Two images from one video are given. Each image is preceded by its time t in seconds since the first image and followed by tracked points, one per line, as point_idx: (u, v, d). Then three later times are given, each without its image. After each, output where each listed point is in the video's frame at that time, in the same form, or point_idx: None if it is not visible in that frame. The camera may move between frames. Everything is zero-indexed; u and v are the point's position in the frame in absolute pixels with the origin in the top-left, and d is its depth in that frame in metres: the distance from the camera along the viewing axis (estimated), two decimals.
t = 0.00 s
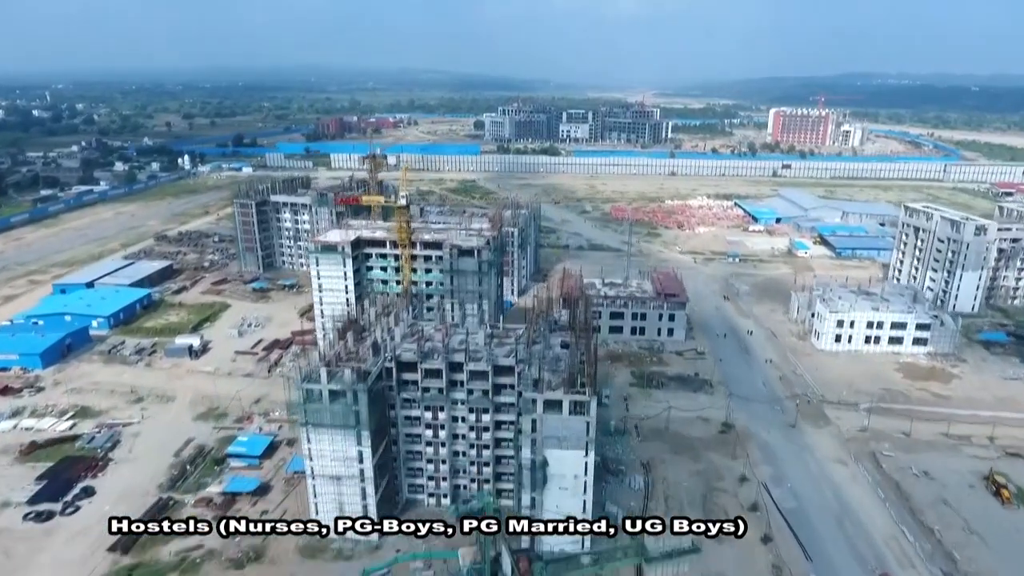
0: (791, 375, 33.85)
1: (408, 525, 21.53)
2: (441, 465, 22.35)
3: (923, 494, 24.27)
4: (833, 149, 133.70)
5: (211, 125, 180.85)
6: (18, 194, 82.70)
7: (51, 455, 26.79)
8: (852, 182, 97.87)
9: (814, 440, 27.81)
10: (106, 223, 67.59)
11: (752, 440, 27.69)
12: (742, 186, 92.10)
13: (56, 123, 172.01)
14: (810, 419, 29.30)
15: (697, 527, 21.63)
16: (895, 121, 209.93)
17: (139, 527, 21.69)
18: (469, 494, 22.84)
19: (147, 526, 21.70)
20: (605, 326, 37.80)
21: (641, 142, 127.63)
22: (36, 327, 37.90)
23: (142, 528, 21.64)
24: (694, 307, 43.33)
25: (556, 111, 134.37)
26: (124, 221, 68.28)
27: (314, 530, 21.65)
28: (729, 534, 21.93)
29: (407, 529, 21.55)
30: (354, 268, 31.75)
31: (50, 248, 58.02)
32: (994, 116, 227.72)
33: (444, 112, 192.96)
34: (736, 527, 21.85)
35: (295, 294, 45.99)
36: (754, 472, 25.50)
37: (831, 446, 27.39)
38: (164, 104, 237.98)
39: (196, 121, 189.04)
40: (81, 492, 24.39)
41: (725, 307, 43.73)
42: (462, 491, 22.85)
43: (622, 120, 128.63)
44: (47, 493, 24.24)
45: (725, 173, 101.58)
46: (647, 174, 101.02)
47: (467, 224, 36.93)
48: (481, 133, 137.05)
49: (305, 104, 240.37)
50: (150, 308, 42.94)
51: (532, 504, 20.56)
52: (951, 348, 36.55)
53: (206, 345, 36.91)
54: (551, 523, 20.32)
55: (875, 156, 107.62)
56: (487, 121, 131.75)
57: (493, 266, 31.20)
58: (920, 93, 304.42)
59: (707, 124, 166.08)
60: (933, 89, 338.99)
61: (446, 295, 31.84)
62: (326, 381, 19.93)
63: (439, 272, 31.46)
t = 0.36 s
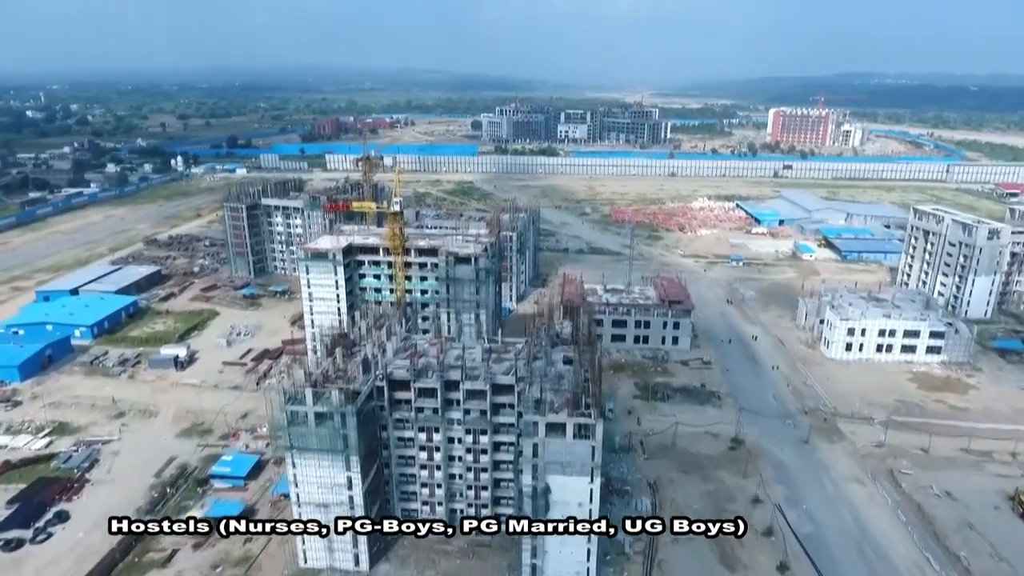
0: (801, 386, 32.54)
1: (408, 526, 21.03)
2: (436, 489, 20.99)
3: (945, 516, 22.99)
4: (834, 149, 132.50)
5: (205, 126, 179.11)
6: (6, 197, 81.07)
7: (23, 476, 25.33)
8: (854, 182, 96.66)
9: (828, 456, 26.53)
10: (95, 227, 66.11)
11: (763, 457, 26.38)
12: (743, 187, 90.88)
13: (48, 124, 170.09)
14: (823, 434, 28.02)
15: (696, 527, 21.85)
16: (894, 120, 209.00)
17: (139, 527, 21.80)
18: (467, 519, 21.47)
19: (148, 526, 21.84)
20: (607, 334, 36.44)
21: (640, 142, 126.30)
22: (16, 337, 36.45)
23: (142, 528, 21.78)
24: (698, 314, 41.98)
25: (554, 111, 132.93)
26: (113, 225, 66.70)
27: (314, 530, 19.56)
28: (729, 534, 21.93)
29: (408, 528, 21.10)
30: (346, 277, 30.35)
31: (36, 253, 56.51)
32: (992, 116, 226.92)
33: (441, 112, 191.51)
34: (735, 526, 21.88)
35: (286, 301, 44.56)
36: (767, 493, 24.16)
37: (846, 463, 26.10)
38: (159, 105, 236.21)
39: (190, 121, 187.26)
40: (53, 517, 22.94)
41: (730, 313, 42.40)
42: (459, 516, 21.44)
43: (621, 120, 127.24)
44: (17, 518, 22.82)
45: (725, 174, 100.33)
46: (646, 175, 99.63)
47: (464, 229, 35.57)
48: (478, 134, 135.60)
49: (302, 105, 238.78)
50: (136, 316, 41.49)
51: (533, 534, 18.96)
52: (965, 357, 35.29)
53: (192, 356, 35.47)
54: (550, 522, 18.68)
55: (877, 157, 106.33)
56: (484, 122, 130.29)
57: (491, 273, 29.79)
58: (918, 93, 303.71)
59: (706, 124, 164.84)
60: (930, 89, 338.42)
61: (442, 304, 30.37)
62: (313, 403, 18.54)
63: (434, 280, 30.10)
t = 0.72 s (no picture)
0: (817, 396, 31.54)
1: (408, 525, 19.45)
2: (443, 510, 19.91)
3: (975, 534, 22.04)
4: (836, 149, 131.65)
5: (203, 126, 177.88)
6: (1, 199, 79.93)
7: (11, 492, 24.28)
8: (858, 184, 95.74)
9: (848, 470, 25.56)
10: (90, 229, 64.94)
11: (781, 471, 25.39)
12: (747, 188, 89.90)
13: (44, 124, 168.76)
14: (842, 447, 27.03)
15: (695, 527, 21.73)
16: (895, 121, 208.36)
17: (139, 527, 21.21)
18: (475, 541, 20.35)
19: (147, 526, 21.13)
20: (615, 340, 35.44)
21: (641, 143, 125.33)
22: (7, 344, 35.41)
23: (142, 528, 21.12)
24: (707, 319, 41.01)
25: (555, 111, 131.89)
26: (108, 227, 65.57)
27: (313, 530, 18.27)
28: (729, 534, 21.87)
29: (408, 529, 19.73)
30: (347, 283, 29.29)
31: (29, 256, 55.41)
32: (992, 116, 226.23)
33: (440, 112, 190.32)
34: (737, 528, 21.64)
35: (285, 306, 43.51)
36: (788, 510, 23.12)
37: (866, 476, 25.14)
38: (156, 105, 234.89)
39: (188, 122, 186.08)
40: (40, 539, 21.83)
41: (740, 318, 41.43)
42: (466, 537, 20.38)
43: (622, 120, 126.27)
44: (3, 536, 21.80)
45: (729, 175, 99.40)
46: (648, 176, 98.67)
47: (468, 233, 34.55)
48: (479, 135, 134.57)
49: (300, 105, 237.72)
50: (131, 322, 40.41)
51: (546, 560, 18.10)
52: (985, 365, 34.29)
53: (188, 364, 34.38)
54: (550, 522, 17.29)
55: (881, 157, 105.40)
56: (484, 122, 129.26)
57: (497, 280, 28.81)
58: (917, 94, 303.15)
59: (707, 124, 163.98)
60: (929, 89, 337.99)
61: (447, 312, 29.17)
62: (313, 423, 17.43)
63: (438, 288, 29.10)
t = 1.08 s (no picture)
0: (828, 404, 30.63)
1: (407, 525, 18.62)
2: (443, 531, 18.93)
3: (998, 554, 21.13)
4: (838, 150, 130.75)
5: (200, 126, 176.80)
6: None
7: None
8: (861, 185, 94.87)
9: (862, 483, 24.67)
10: (84, 230, 63.96)
11: (794, 485, 24.47)
12: (749, 189, 89.01)
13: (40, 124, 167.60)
14: (855, 459, 26.14)
15: (695, 527, 21.62)
16: (896, 121, 207.57)
17: (138, 527, 20.74)
18: (476, 560, 19.45)
19: (147, 525, 20.61)
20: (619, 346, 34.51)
21: (642, 143, 124.38)
22: None
23: (142, 527, 20.60)
24: (713, 324, 40.10)
25: (555, 111, 130.93)
26: (102, 229, 64.54)
27: (313, 530, 17.01)
28: (729, 533, 21.74)
29: (408, 529, 18.70)
30: (344, 289, 28.36)
31: (21, 258, 54.41)
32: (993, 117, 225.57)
33: (439, 112, 189.25)
34: (737, 528, 21.52)
35: (281, 310, 42.57)
36: (803, 528, 22.20)
37: (881, 490, 24.27)
38: (154, 104, 233.71)
39: (185, 121, 184.96)
40: (21, 558, 20.85)
41: (746, 323, 40.52)
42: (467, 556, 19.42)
43: (623, 120, 125.35)
44: None
45: (731, 176, 98.52)
46: (649, 176, 97.78)
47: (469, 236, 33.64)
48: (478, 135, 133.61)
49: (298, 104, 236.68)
50: (124, 327, 39.47)
51: None
52: (999, 372, 33.41)
53: (180, 371, 33.45)
54: (550, 522, 16.65)
55: (884, 158, 104.56)
56: (483, 123, 128.31)
57: (499, 286, 27.89)
58: (917, 94, 302.44)
59: (707, 124, 163.10)
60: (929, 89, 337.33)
61: (447, 319, 28.20)
62: (306, 441, 16.47)
63: (438, 294, 28.16)
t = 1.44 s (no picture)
0: (837, 416, 29.56)
1: (407, 525, 17.38)
2: (437, 556, 17.85)
3: None
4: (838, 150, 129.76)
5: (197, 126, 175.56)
6: None
7: None
8: (863, 185, 93.86)
9: (877, 501, 23.61)
10: (75, 233, 62.79)
11: (806, 504, 23.38)
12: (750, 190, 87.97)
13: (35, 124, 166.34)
14: (868, 475, 25.07)
15: (695, 527, 21.56)
16: (896, 121, 206.77)
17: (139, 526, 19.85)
18: None
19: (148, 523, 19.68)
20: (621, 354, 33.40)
21: (642, 143, 123.31)
22: None
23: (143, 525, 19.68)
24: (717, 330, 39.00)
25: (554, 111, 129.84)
26: (94, 231, 63.38)
27: (313, 530, 15.62)
28: (729, 533, 21.62)
29: (408, 529, 17.51)
30: (335, 297, 27.24)
31: (9, 262, 53.25)
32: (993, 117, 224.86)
33: (438, 112, 188.06)
34: (738, 528, 21.32)
35: (273, 316, 41.45)
36: (816, 550, 21.14)
37: (897, 509, 23.22)
38: (151, 104, 232.58)
39: (182, 121, 183.64)
40: None
41: (751, 328, 39.43)
42: None
43: (622, 121, 124.33)
44: None
45: (732, 176, 97.47)
46: (649, 177, 96.71)
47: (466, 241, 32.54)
48: (476, 135, 132.53)
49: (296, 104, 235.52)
50: (111, 334, 38.33)
51: None
52: (1013, 382, 32.34)
53: (167, 381, 32.31)
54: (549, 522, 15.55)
55: (886, 159, 103.57)
56: (482, 123, 127.22)
57: (496, 293, 26.77)
58: (916, 94, 301.70)
59: (707, 124, 162.13)
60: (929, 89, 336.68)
61: (442, 328, 27.07)
62: (288, 466, 15.37)
63: (433, 301, 27.03)
